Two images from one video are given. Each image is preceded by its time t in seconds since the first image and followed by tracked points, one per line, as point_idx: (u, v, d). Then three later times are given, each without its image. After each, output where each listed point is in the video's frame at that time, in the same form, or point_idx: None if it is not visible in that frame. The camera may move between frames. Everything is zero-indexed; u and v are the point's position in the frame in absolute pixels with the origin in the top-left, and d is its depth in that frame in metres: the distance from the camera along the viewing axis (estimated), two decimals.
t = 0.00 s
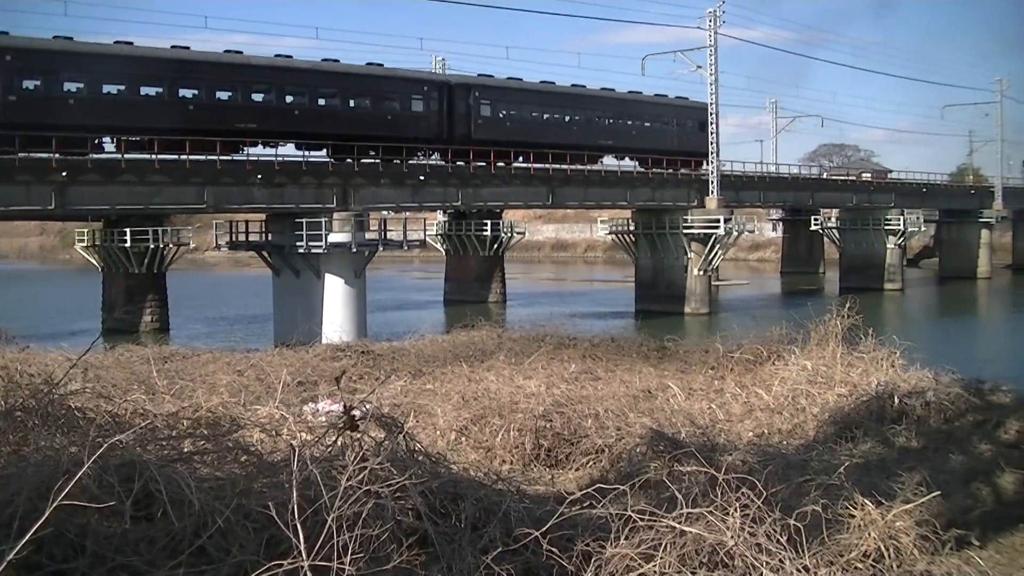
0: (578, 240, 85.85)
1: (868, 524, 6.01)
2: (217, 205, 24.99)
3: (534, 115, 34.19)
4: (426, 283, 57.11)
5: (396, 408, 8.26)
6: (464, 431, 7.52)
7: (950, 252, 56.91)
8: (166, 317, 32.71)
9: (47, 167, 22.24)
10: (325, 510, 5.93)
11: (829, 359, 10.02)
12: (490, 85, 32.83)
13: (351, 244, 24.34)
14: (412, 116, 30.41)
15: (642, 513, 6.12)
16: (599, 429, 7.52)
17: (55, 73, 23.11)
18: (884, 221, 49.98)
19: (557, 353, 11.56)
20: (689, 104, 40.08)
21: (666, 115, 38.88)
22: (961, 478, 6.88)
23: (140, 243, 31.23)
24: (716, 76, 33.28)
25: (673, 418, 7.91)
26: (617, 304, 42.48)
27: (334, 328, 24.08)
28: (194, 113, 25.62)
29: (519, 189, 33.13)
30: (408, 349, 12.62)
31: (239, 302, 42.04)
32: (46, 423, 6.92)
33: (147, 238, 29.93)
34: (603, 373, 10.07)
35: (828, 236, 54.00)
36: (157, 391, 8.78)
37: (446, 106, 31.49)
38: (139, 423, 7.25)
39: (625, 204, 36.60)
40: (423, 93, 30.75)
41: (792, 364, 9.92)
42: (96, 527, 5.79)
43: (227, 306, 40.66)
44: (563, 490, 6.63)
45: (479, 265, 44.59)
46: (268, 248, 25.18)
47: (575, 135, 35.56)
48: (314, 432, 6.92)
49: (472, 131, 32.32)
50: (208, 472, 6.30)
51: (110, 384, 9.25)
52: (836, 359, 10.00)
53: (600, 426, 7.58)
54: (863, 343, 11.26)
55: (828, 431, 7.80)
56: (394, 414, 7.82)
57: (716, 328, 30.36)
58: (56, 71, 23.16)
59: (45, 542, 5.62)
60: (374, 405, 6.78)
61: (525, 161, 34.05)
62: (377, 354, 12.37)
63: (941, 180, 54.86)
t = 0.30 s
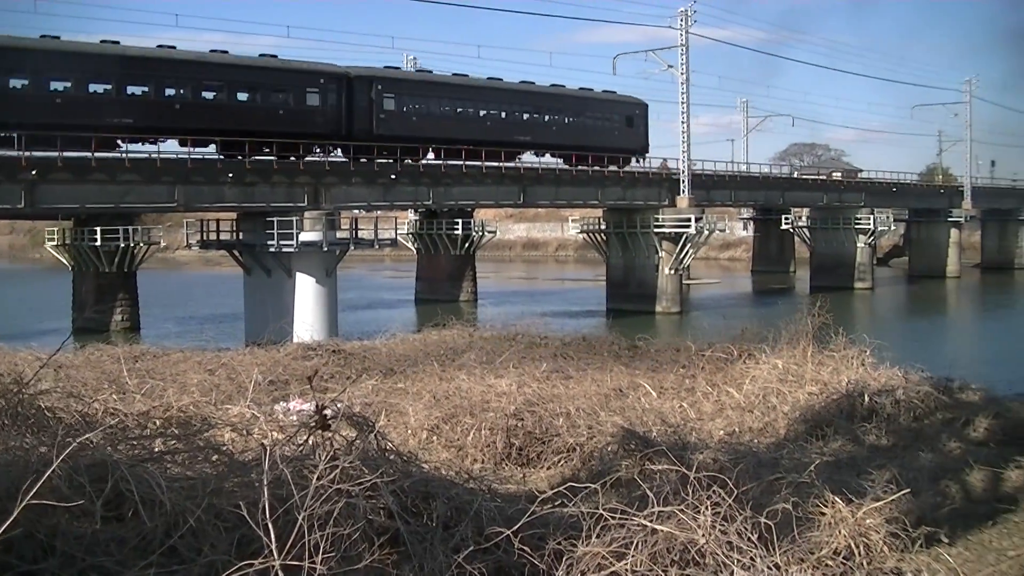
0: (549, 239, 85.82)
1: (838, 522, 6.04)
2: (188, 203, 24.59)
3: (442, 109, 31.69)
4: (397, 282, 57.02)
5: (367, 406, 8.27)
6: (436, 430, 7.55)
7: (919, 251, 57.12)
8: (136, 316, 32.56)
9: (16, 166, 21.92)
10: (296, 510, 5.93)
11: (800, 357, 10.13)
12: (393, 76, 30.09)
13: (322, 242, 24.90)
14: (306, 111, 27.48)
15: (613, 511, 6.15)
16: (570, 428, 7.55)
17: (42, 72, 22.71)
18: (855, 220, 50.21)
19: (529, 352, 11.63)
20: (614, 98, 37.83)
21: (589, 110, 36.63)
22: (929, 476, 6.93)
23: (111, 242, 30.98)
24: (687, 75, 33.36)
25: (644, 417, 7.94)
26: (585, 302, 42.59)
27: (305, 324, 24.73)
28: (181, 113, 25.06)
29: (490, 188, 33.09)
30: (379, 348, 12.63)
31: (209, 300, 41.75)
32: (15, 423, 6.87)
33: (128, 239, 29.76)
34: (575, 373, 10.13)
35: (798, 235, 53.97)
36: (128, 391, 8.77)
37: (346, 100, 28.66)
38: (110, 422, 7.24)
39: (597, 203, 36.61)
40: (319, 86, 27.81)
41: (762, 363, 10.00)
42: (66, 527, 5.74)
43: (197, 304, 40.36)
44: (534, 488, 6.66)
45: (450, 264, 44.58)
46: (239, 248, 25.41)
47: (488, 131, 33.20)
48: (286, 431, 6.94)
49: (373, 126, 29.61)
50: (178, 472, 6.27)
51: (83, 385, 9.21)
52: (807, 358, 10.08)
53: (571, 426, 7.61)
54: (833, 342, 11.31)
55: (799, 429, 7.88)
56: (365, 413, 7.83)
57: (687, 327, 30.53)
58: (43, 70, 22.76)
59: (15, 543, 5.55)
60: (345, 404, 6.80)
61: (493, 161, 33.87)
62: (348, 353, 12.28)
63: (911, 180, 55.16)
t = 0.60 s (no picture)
0: (523, 238, 86.11)
1: (811, 520, 6.07)
2: (159, 201, 25.04)
3: (348, 104, 31.52)
4: (370, 280, 56.93)
5: (341, 406, 8.27)
6: (409, 429, 7.57)
7: (892, 249, 57.39)
8: (108, 315, 32.34)
9: None
10: (269, 509, 5.92)
11: (773, 356, 10.23)
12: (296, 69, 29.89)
13: (295, 241, 25.04)
14: (194, 103, 27.38)
15: (586, 509, 6.16)
16: (544, 426, 7.58)
17: (30, 72, 24.71)
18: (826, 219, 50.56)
19: (504, 350, 11.70)
20: (535, 91, 37.71)
21: (506, 103, 36.52)
22: (904, 473, 6.95)
23: (83, 241, 30.71)
24: (660, 74, 33.42)
25: (617, 415, 7.99)
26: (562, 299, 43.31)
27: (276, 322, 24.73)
28: (171, 111, 27.01)
29: (466, 185, 33.35)
30: (353, 345, 12.62)
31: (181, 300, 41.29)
32: None
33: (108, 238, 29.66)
34: (548, 371, 10.17)
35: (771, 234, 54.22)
36: (102, 390, 8.76)
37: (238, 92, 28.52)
38: (81, 423, 7.20)
39: (571, 201, 36.87)
40: (207, 78, 27.69)
41: (736, 362, 10.07)
42: (38, 527, 5.69)
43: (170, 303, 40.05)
44: (508, 487, 6.68)
45: (424, 262, 44.70)
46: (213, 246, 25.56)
47: (397, 125, 33.13)
48: (259, 431, 6.94)
49: (269, 120, 29.31)
50: (152, 471, 6.25)
51: (55, 383, 9.14)
52: (781, 358, 10.15)
53: (545, 424, 7.63)
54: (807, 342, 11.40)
55: (772, 427, 7.94)
56: (339, 413, 7.85)
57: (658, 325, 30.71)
58: (37, 70, 24.82)
59: None
60: (318, 403, 6.80)
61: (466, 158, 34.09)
62: (323, 353, 12.11)
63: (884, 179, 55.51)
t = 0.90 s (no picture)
0: (497, 237, 86.19)
1: (785, 517, 6.11)
2: (133, 200, 24.85)
3: (244, 97, 28.66)
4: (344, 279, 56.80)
5: (315, 406, 8.27)
6: (383, 427, 7.60)
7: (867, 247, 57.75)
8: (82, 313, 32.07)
9: None
10: (243, 508, 5.93)
11: (748, 354, 10.29)
12: (184, 59, 27.12)
13: (269, 240, 25.17)
14: (71, 96, 24.92)
15: (560, 507, 6.19)
16: (518, 425, 7.59)
17: None
18: (802, 216, 50.87)
19: (480, 349, 11.72)
20: (453, 85, 35.16)
21: (423, 97, 33.80)
22: (877, 470, 7.01)
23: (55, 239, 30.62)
24: (636, 73, 33.60)
25: (592, 413, 8.02)
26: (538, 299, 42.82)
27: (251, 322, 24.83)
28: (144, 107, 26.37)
29: (438, 186, 33.17)
30: (328, 345, 12.56)
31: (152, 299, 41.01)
32: None
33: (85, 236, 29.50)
34: (523, 370, 10.13)
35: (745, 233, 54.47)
36: (74, 390, 8.70)
37: (122, 85, 26.09)
38: (52, 422, 7.18)
39: (545, 200, 36.97)
40: (88, 68, 25.25)
41: (710, 360, 10.10)
42: (9, 528, 5.67)
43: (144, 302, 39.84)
44: (484, 486, 6.70)
45: (398, 261, 44.83)
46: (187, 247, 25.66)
47: (303, 120, 30.10)
48: (232, 430, 6.95)
49: (156, 115, 26.72)
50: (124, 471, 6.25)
51: (26, 383, 9.03)
52: (756, 357, 10.20)
53: (519, 422, 7.65)
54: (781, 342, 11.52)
55: (746, 425, 7.99)
56: (313, 411, 7.85)
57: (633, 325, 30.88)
58: None
59: None
60: (292, 403, 6.83)
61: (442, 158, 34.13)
62: (298, 351, 12.07)
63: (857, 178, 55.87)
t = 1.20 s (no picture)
0: (466, 234, 86.27)
1: (755, 513, 6.14)
2: (102, 197, 24.84)
3: (124, 88, 28.00)
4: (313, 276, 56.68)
5: (286, 404, 8.29)
6: (354, 426, 7.64)
7: (836, 244, 58.10)
8: (49, 310, 31.98)
9: None
10: (214, 506, 5.91)
11: (717, 352, 10.38)
12: (57, 48, 26.66)
13: (239, 237, 25.05)
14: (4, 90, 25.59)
15: (531, 504, 6.20)
16: (488, 422, 7.62)
17: None
18: (770, 215, 51.26)
19: (451, 347, 11.83)
20: (360, 75, 34.41)
21: (325, 87, 33.06)
22: (846, 467, 7.08)
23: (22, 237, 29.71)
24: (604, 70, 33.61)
25: (561, 411, 8.06)
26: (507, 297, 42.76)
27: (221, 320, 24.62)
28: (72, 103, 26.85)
29: (409, 182, 34.03)
30: (298, 341, 12.52)
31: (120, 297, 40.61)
32: None
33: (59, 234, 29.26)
34: (493, 368, 10.13)
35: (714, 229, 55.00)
36: (43, 389, 8.65)
37: None
38: (20, 421, 7.16)
39: (515, 198, 37.61)
40: None
41: (680, 358, 10.17)
42: None
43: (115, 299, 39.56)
44: (454, 483, 6.73)
45: (368, 259, 44.66)
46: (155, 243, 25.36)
47: (190, 112, 29.55)
48: (202, 428, 6.96)
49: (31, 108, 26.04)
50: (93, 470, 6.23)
51: None
52: (725, 356, 10.26)
53: (489, 420, 7.68)
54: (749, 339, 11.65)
55: (716, 422, 8.14)
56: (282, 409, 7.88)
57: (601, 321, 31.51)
58: None
59: None
60: (261, 401, 6.85)
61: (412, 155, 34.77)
62: (265, 349, 12.04)
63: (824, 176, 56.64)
